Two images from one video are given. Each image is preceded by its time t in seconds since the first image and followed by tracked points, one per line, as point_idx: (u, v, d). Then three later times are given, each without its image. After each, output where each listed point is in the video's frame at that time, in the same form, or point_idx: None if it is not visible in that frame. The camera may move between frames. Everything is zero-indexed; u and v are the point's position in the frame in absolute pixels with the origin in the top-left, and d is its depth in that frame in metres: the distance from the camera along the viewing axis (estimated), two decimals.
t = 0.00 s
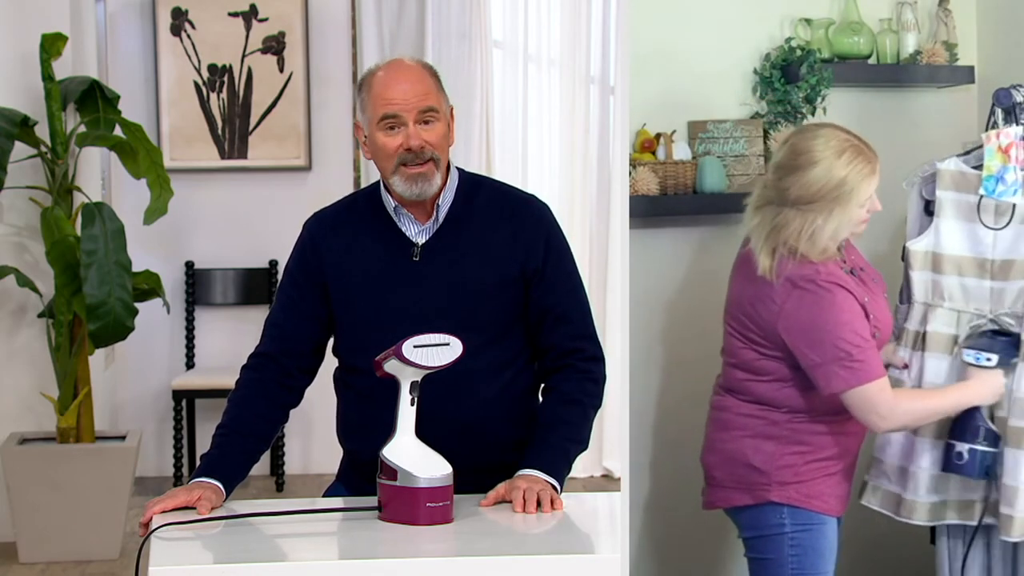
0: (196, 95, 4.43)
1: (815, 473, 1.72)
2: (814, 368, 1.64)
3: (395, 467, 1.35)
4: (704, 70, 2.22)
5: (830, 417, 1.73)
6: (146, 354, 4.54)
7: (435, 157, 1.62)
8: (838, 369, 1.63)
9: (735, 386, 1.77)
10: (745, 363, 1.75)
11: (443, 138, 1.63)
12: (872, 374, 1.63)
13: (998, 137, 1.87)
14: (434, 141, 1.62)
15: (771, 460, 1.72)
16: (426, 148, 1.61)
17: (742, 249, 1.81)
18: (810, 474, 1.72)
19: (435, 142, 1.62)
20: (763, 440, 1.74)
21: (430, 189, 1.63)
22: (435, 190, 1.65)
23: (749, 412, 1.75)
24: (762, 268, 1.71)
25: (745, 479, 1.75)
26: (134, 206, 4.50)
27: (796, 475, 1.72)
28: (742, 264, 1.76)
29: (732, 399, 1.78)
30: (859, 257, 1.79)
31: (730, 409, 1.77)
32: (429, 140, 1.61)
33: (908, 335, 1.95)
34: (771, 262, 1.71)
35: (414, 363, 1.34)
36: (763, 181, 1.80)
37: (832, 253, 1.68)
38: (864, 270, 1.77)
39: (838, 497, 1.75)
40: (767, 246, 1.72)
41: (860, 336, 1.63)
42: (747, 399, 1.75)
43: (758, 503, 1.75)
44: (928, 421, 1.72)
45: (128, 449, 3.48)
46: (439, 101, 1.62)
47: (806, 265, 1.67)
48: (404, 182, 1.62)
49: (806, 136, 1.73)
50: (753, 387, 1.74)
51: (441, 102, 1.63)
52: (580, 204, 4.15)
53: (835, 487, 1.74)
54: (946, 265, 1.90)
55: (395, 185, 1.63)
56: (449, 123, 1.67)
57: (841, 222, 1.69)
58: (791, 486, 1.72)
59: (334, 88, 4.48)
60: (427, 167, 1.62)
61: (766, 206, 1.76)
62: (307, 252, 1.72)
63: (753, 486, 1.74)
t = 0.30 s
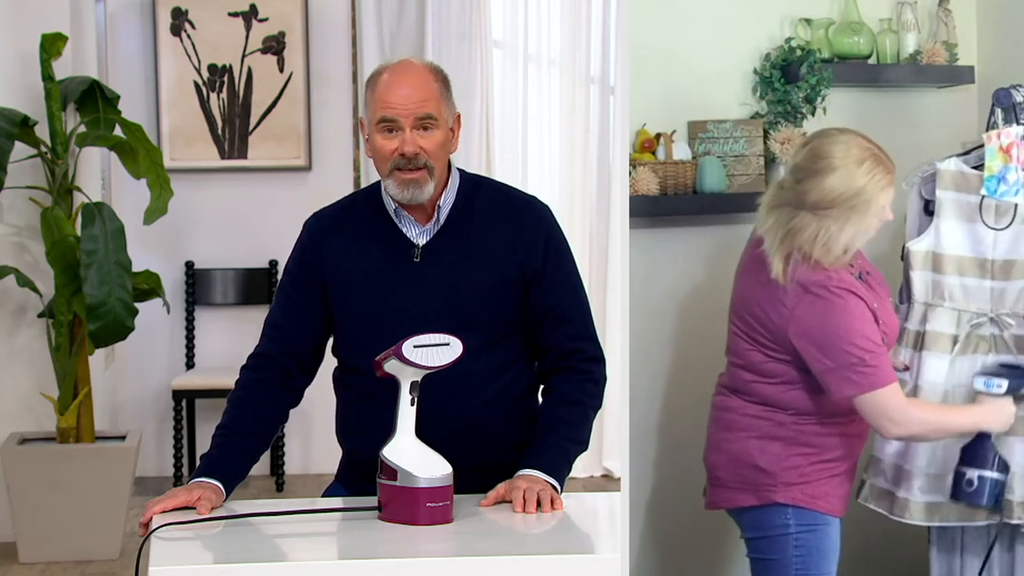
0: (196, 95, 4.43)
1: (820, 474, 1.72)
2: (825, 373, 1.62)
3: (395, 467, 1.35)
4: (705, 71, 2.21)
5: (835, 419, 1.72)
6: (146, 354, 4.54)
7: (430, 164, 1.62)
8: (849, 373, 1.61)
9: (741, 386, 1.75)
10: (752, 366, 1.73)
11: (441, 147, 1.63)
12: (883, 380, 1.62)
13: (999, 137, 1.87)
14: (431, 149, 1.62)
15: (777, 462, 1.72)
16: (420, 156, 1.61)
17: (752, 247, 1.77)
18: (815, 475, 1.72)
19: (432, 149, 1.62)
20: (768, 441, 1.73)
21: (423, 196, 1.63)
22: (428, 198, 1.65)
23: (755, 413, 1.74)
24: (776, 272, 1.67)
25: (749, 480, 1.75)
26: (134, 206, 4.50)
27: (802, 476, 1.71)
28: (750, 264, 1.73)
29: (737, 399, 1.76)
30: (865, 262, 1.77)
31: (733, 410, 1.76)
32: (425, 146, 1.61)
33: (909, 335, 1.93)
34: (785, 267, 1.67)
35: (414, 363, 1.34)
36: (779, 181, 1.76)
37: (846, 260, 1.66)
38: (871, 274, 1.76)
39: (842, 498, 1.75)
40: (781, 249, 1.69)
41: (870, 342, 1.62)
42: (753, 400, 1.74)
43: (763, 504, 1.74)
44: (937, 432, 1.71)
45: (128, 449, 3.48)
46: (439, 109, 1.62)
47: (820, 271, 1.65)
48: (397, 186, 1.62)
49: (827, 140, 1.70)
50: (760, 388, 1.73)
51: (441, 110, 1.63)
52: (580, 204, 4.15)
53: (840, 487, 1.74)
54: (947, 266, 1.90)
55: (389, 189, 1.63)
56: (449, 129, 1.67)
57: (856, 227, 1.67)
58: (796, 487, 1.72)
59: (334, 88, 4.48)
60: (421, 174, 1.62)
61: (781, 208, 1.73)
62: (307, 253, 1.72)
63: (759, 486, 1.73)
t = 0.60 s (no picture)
0: (196, 95, 4.43)
1: (822, 475, 1.72)
2: (829, 381, 1.62)
3: (395, 467, 1.35)
4: (704, 73, 2.16)
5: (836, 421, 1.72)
6: (147, 354, 4.54)
7: (445, 159, 1.63)
8: (854, 382, 1.61)
9: (743, 388, 1.74)
10: (756, 367, 1.72)
11: (452, 144, 1.63)
12: (889, 391, 1.63)
13: (1001, 137, 1.86)
14: (445, 144, 1.62)
15: (777, 463, 1.72)
16: (438, 151, 1.61)
17: (758, 246, 1.77)
18: (816, 476, 1.72)
19: (446, 144, 1.62)
20: (769, 442, 1.72)
21: (438, 190, 1.63)
22: (443, 192, 1.65)
23: (756, 414, 1.73)
24: (785, 278, 1.67)
25: (750, 480, 1.74)
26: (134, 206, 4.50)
27: (804, 477, 1.72)
28: (754, 266, 1.73)
29: (738, 399, 1.76)
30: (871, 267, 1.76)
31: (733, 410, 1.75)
32: (440, 142, 1.61)
33: (910, 336, 1.93)
34: (793, 272, 1.67)
35: (415, 363, 1.34)
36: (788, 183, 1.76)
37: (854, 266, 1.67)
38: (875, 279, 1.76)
39: (843, 499, 1.75)
40: (789, 254, 1.69)
41: (876, 352, 1.62)
42: (755, 402, 1.73)
43: (765, 505, 1.74)
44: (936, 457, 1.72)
45: (127, 449, 3.48)
46: (452, 104, 1.62)
47: (828, 278, 1.65)
48: (414, 182, 1.62)
49: (837, 144, 1.68)
50: (762, 390, 1.72)
51: (454, 104, 1.63)
52: (580, 205, 4.15)
53: (841, 489, 1.74)
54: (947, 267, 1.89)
55: (404, 185, 1.63)
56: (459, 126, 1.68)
57: (864, 235, 1.67)
58: (798, 488, 1.72)
59: (334, 88, 4.48)
60: (437, 168, 1.63)
61: (790, 210, 1.73)
62: (308, 252, 1.72)
63: (761, 487, 1.73)
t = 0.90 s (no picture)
0: (196, 95, 4.43)
1: (824, 476, 1.73)
2: (832, 386, 1.64)
3: (395, 467, 1.35)
4: (706, 71, 2.09)
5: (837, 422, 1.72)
6: (147, 354, 4.54)
7: (431, 159, 1.63)
8: (857, 387, 1.62)
9: (745, 390, 1.74)
10: (757, 370, 1.71)
11: (444, 143, 1.63)
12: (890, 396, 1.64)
13: (997, 137, 1.83)
14: (433, 144, 1.62)
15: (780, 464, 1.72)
16: (424, 150, 1.61)
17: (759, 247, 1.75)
18: (819, 477, 1.73)
19: (434, 144, 1.62)
20: (772, 444, 1.73)
21: (422, 190, 1.64)
22: (428, 191, 1.65)
23: (758, 416, 1.73)
24: (789, 283, 1.67)
25: (752, 481, 1.74)
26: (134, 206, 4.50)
27: (806, 478, 1.72)
28: (755, 270, 1.72)
29: (739, 401, 1.75)
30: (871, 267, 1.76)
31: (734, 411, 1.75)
32: (428, 141, 1.62)
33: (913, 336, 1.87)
34: (796, 277, 1.68)
35: (415, 363, 1.34)
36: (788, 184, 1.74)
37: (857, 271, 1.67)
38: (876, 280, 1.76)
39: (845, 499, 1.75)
40: (793, 259, 1.69)
41: (879, 358, 1.63)
42: (757, 404, 1.73)
43: (767, 506, 1.74)
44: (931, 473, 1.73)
45: (127, 449, 3.48)
46: (448, 104, 1.63)
47: (832, 282, 1.65)
48: (398, 179, 1.63)
49: (841, 149, 1.68)
50: (764, 392, 1.71)
51: (449, 104, 1.63)
52: (580, 205, 4.15)
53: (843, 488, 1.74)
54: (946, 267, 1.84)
55: (389, 180, 1.64)
56: (455, 125, 1.67)
57: (867, 239, 1.67)
58: (801, 489, 1.72)
59: (334, 87, 4.48)
60: (422, 168, 1.62)
61: (791, 212, 1.71)
62: (309, 252, 1.72)
63: (763, 489, 1.73)
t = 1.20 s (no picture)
0: (196, 95, 4.43)
1: (820, 474, 1.70)
2: (809, 371, 1.60)
3: (395, 467, 1.35)
4: (706, 71, 2.12)
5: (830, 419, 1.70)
6: (147, 354, 4.54)
7: (442, 159, 1.63)
8: (833, 371, 1.58)
9: (738, 387, 1.73)
10: (749, 365, 1.71)
11: (452, 142, 1.64)
12: (867, 379, 1.59)
13: (1002, 137, 1.85)
14: (442, 144, 1.63)
15: (774, 462, 1.70)
16: (434, 151, 1.62)
17: (750, 239, 1.74)
18: (813, 476, 1.70)
19: (443, 144, 1.63)
20: (766, 441, 1.71)
21: (434, 188, 1.64)
22: (438, 190, 1.65)
23: (752, 414, 1.72)
24: (772, 270, 1.65)
25: (748, 480, 1.72)
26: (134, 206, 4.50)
27: (802, 477, 1.69)
28: (747, 258, 1.71)
29: (734, 399, 1.74)
30: (861, 258, 1.73)
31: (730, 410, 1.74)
32: (437, 141, 1.62)
33: (909, 336, 1.92)
34: (779, 264, 1.66)
35: (415, 363, 1.34)
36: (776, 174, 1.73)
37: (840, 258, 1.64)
38: (867, 271, 1.72)
39: (842, 498, 1.73)
40: (777, 246, 1.67)
41: (856, 343, 1.59)
42: (750, 401, 1.72)
43: (762, 505, 1.72)
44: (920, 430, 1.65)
45: (127, 449, 3.48)
46: (453, 103, 1.63)
47: (814, 268, 1.62)
48: (407, 178, 1.63)
49: (826, 136, 1.66)
50: (756, 388, 1.70)
51: (455, 104, 1.63)
52: (580, 205, 4.15)
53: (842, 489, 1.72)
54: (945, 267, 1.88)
55: (398, 181, 1.64)
56: (461, 125, 1.68)
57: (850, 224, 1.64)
58: (796, 488, 1.70)
59: (334, 87, 4.48)
60: (433, 168, 1.63)
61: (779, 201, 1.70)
62: (310, 252, 1.72)
63: (758, 487, 1.71)
